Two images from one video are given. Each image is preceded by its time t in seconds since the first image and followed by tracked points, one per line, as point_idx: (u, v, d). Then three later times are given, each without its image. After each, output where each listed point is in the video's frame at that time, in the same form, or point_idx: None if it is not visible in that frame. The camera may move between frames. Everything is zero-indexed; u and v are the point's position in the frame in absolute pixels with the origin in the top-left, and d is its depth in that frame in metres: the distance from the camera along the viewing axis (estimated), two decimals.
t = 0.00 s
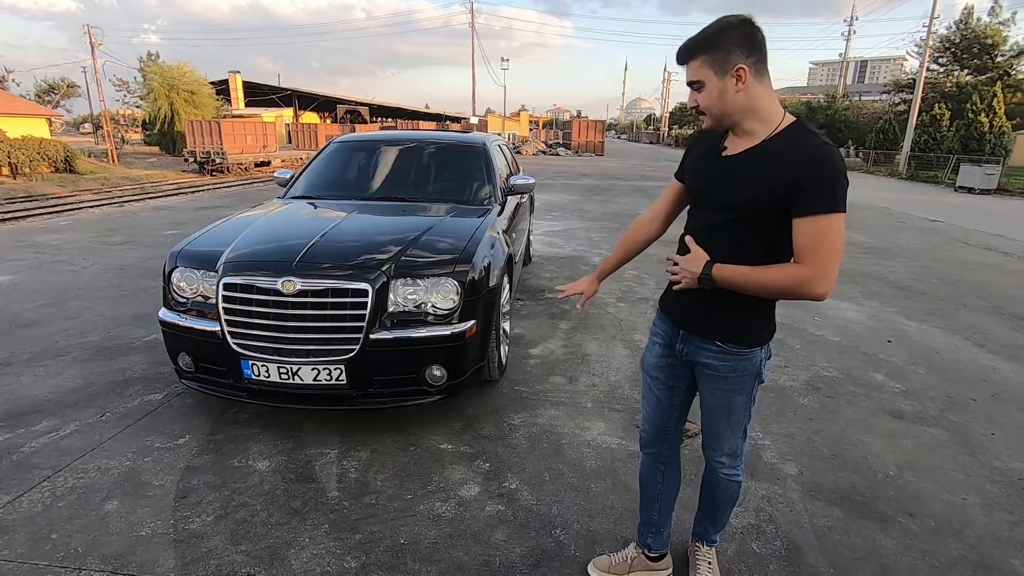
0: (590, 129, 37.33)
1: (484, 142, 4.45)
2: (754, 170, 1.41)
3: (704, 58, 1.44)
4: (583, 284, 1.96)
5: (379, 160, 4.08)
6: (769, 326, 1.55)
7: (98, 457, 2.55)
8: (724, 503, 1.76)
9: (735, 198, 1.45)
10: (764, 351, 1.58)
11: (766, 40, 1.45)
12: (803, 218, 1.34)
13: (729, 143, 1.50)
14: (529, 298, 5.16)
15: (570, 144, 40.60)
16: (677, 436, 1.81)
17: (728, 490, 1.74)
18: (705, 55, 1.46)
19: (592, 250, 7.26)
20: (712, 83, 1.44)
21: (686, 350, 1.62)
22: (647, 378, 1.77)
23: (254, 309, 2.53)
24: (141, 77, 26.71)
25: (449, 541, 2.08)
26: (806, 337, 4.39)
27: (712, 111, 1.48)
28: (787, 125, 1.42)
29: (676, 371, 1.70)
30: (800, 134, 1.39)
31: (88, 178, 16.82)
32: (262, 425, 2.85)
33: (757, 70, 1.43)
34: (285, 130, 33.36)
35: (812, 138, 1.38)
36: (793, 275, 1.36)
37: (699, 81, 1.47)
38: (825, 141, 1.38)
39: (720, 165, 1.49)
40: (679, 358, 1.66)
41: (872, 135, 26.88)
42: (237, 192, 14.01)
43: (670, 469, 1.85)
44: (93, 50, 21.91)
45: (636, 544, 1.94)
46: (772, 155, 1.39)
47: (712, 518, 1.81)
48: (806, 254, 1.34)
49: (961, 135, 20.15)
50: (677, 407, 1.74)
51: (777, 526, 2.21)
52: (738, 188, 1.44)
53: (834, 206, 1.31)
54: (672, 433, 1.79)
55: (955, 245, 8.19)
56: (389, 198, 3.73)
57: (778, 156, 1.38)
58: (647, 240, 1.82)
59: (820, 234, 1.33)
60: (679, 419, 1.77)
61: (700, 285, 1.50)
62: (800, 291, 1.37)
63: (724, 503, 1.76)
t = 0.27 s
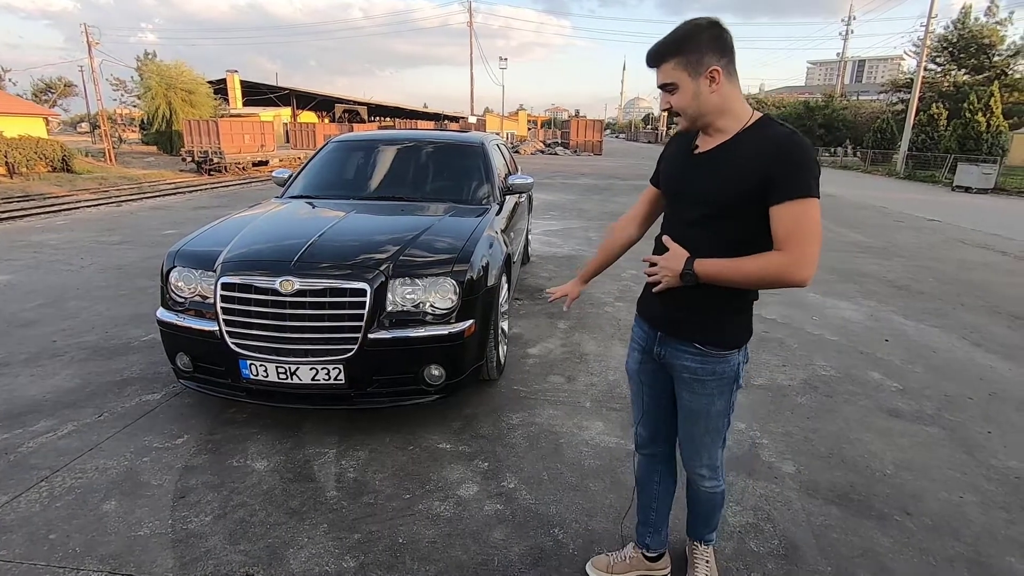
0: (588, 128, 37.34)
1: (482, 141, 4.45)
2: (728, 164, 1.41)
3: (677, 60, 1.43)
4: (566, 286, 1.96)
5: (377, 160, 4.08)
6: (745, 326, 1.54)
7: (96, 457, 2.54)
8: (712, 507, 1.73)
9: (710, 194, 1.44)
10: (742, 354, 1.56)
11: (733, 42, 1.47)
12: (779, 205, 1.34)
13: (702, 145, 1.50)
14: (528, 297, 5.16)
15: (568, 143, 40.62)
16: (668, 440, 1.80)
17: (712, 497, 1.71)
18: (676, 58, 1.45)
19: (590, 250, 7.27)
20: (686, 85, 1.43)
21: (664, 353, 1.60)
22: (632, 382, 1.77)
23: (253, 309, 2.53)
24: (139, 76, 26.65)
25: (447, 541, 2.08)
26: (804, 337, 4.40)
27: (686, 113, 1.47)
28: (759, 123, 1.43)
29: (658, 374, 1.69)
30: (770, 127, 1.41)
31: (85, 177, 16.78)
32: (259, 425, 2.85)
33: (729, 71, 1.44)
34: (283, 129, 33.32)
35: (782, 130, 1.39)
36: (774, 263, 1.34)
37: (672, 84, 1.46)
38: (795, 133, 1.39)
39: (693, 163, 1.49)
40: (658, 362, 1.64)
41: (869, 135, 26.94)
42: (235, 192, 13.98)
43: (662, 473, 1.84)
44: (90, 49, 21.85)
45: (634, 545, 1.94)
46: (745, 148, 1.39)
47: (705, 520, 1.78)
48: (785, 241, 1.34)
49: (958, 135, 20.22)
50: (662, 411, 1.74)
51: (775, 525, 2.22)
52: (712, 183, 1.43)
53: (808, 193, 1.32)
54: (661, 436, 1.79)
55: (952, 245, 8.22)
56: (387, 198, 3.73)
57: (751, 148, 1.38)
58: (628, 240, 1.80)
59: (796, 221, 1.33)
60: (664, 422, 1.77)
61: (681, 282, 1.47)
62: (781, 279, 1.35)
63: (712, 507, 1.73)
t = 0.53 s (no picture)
0: (588, 128, 37.35)
1: (482, 141, 4.45)
2: (713, 160, 1.41)
3: (662, 62, 1.44)
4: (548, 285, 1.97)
5: (376, 159, 4.08)
6: (738, 325, 1.53)
7: (97, 458, 2.54)
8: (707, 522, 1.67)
9: (698, 190, 1.44)
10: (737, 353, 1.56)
11: (716, 43, 1.48)
12: (768, 199, 1.34)
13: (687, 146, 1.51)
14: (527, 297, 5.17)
15: (567, 143, 40.60)
16: (667, 442, 1.80)
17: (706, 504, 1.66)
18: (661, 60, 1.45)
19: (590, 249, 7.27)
20: (671, 86, 1.44)
21: (659, 351, 1.60)
22: (628, 384, 1.77)
23: (253, 309, 2.53)
24: (138, 77, 26.65)
25: (448, 540, 2.08)
26: (804, 336, 4.40)
27: (670, 115, 1.47)
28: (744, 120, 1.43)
29: (654, 374, 1.69)
30: (753, 122, 1.41)
31: (85, 177, 16.77)
32: (259, 425, 2.85)
33: (713, 72, 1.44)
34: (282, 129, 33.32)
35: (765, 124, 1.40)
36: (766, 257, 1.34)
37: (657, 86, 1.46)
38: (778, 127, 1.40)
39: (678, 161, 1.48)
40: (653, 361, 1.63)
41: (869, 134, 26.94)
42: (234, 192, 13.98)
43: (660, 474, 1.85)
44: (89, 49, 21.83)
45: (634, 544, 1.95)
46: (730, 144, 1.39)
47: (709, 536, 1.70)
48: (775, 234, 1.34)
49: (958, 134, 20.22)
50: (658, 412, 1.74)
51: (775, 524, 2.22)
52: (698, 180, 1.43)
53: (795, 185, 1.33)
54: (657, 437, 1.79)
55: (952, 244, 8.23)
56: (386, 198, 3.73)
57: (736, 143, 1.38)
58: (608, 240, 1.80)
59: (786, 213, 1.33)
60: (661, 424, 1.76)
61: (674, 281, 1.47)
62: (774, 272, 1.35)
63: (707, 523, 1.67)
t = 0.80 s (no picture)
0: (589, 127, 37.34)
1: (483, 141, 4.45)
2: (725, 156, 1.40)
3: (678, 55, 1.43)
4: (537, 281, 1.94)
5: (377, 159, 4.08)
6: (743, 324, 1.52)
7: (99, 458, 2.55)
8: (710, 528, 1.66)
9: (708, 187, 1.43)
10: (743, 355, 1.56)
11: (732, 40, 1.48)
12: (781, 196, 1.33)
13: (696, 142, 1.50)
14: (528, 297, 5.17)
15: (568, 143, 40.58)
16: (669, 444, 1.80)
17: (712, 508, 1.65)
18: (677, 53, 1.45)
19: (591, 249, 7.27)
20: (686, 80, 1.43)
21: (663, 353, 1.59)
22: (631, 386, 1.76)
23: (254, 309, 2.53)
24: (140, 77, 26.68)
25: (449, 540, 2.09)
26: (806, 335, 4.40)
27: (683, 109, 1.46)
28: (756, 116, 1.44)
29: (657, 376, 1.68)
30: (765, 119, 1.41)
31: (86, 177, 16.79)
32: (261, 425, 2.85)
33: (728, 67, 1.45)
34: (283, 130, 33.34)
35: (777, 121, 1.40)
36: (778, 255, 1.33)
37: (671, 78, 1.45)
38: (789, 123, 1.40)
39: (689, 156, 1.48)
40: (657, 363, 1.63)
41: (871, 133, 26.89)
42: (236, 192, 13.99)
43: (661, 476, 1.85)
44: (90, 50, 21.85)
45: (636, 544, 1.95)
46: (743, 140, 1.39)
47: (710, 547, 1.68)
48: (787, 232, 1.33)
49: (960, 133, 20.17)
50: (661, 413, 1.73)
51: (777, 523, 2.22)
52: (709, 176, 1.42)
53: (808, 182, 1.32)
54: (660, 438, 1.79)
55: (954, 243, 8.21)
56: (387, 198, 3.73)
57: (749, 140, 1.38)
58: (603, 234, 1.79)
59: (798, 211, 1.32)
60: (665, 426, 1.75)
61: (683, 279, 1.46)
62: (786, 270, 1.34)
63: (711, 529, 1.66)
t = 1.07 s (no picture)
0: (590, 126, 37.29)
1: (485, 139, 4.45)
2: (745, 151, 1.40)
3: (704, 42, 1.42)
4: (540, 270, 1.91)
5: (379, 158, 4.09)
6: (755, 324, 1.53)
7: (102, 457, 2.56)
8: (719, 528, 1.66)
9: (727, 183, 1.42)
10: (753, 353, 1.56)
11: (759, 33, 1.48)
12: (800, 194, 1.33)
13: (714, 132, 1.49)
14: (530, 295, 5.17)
15: (570, 141, 40.54)
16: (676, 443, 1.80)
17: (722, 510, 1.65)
18: (703, 40, 1.44)
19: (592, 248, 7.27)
20: (711, 67, 1.43)
21: (673, 352, 1.59)
22: (639, 386, 1.76)
23: (256, 308, 2.54)
24: (141, 77, 26.72)
25: (452, 538, 2.09)
26: (808, 334, 4.39)
27: (704, 99, 1.45)
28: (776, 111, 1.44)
29: (666, 376, 1.68)
30: (785, 116, 1.41)
31: (88, 177, 16.82)
32: (264, 424, 2.86)
33: (754, 60, 1.45)
34: (285, 129, 33.36)
35: (798, 118, 1.40)
36: (795, 254, 1.33)
37: (695, 66, 1.44)
38: (810, 121, 1.40)
39: (707, 151, 1.47)
40: (666, 362, 1.63)
41: (873, 131, 26.80)
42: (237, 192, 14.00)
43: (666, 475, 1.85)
44: (92, 50, 21.87)
45: (638, 542, 1.95)
46: (763, 136, 1.38)
47: (714, 546, 1.68)
48: (805, 231, 1.33)
49: (962, 131, 20.10)
50: (669, 413, 1.73)
51: (779, 522, 2.22)
52: (728, 171, 1.42)
53: (829, 180, 1.31)
54: (667, 437, 1.79)
55: (957, 241, 8.18)
56: (390, 196, 3.74)
57: (769, 136, 1.38)
58: (615, 224, 1.79)
59: (816, 210, 1.32)
60: (672, 424, 1.76)
61: (697, 275, 1.43)
62: (802, 270, 1.34)
63: (721, 528, 1.66)
